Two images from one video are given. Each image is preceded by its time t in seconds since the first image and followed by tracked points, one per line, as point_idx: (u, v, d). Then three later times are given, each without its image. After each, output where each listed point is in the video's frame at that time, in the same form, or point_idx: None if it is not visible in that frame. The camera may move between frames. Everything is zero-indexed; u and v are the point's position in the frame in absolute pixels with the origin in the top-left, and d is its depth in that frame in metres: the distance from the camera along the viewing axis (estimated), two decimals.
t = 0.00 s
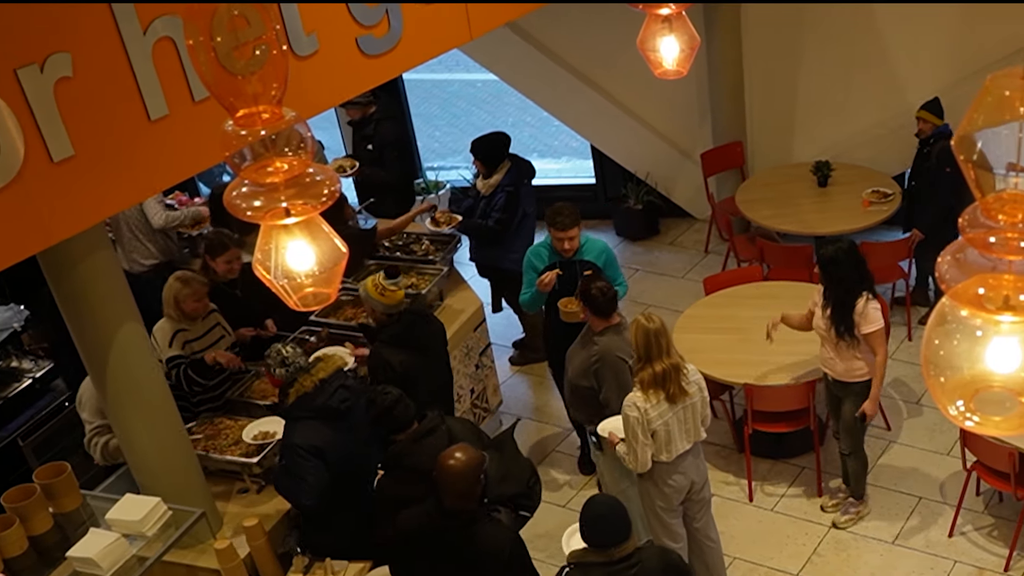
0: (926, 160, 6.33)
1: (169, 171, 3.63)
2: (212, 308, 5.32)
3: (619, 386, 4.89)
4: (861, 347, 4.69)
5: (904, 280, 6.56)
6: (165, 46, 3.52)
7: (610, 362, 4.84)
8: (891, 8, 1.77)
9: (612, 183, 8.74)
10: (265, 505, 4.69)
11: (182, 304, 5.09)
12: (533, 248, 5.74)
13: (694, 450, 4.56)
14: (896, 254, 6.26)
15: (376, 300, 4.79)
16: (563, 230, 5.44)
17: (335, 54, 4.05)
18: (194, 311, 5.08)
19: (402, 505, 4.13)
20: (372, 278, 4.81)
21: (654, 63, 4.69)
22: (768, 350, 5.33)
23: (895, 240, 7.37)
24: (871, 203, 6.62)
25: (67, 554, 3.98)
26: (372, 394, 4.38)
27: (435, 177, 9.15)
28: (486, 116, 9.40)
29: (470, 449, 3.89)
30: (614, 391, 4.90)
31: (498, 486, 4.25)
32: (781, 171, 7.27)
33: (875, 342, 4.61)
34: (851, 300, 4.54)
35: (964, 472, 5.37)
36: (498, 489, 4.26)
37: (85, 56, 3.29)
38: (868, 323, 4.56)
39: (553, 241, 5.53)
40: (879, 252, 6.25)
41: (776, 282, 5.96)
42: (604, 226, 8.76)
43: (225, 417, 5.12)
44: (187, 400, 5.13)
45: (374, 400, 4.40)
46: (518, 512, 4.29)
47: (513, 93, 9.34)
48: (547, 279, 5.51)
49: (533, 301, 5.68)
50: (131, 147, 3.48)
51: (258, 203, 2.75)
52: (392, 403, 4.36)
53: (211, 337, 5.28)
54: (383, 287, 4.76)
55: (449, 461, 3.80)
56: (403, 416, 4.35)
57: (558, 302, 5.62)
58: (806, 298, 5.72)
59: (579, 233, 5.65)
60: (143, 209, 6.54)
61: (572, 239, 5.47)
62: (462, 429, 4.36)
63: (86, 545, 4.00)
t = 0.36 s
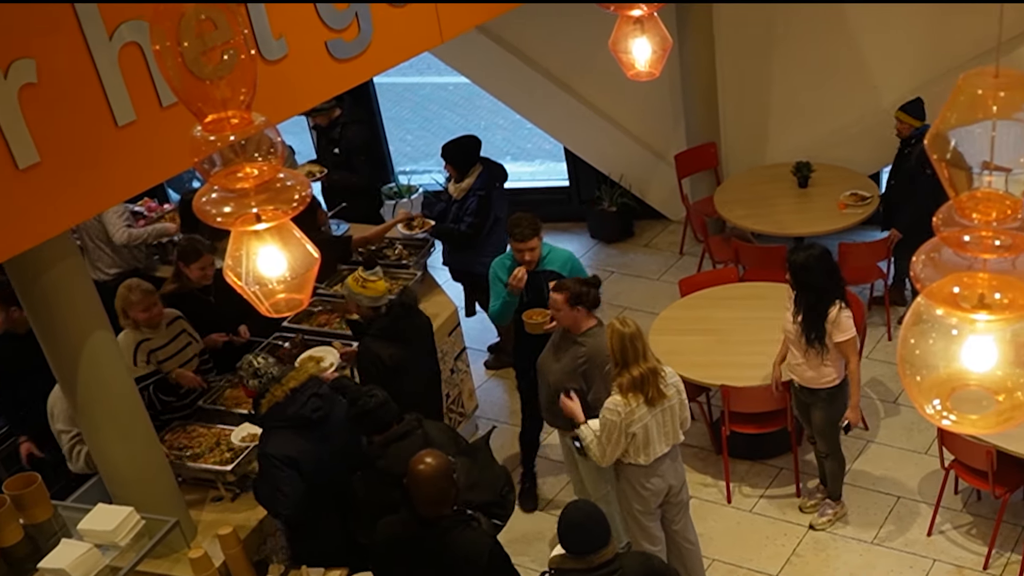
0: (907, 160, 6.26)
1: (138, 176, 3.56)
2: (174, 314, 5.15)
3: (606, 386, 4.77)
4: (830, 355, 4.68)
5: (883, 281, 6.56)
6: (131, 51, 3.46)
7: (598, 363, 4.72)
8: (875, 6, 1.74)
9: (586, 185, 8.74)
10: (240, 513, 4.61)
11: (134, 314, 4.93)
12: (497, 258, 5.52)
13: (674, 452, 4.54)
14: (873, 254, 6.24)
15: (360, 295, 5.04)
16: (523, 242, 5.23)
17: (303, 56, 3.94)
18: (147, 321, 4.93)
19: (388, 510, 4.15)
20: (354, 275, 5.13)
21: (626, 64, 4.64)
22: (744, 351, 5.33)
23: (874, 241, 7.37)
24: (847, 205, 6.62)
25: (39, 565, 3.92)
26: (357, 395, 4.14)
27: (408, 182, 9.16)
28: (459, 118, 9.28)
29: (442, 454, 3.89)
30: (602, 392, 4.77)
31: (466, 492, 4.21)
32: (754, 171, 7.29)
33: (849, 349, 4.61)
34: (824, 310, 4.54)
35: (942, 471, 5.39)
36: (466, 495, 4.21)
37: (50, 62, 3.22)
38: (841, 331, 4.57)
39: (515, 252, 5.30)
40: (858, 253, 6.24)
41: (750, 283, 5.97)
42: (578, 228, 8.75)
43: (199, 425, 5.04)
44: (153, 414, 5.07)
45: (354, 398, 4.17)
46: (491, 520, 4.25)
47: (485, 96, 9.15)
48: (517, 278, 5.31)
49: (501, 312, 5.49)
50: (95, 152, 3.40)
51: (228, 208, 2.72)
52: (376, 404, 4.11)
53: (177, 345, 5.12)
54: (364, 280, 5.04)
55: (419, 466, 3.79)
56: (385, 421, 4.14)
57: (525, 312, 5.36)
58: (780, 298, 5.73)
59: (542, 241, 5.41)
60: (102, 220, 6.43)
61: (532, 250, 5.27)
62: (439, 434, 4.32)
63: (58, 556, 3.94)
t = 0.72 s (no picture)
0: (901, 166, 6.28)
1: (118, 181, 3.52)
2: (145, 322, 5.06)
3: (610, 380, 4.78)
4: (817, 359, 4.71)
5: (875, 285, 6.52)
6: (110, 55, 3.42)
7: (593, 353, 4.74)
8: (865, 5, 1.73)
9: (569, 187, 8.73)
10: (223, 520, 4.57)
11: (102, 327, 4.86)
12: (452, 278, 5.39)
13: (661, 460, 4.53)
14: (864, 257, 6.26)
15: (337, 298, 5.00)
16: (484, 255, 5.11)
17: (283, 59, 3.88)
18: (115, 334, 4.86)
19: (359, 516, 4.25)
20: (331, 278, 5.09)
21: (608, 66, 4.64)
22: (729, 352, 5.33)
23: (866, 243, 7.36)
24: (837, 209, 6.57)
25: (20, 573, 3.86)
26: (355, 392, 4.27)
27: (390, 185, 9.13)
28: (441, 121, 9.25)
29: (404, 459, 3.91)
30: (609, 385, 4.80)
31: (448, 494, 4.15)
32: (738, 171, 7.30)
33: (834, 355, 4.63)
34: (812, 314, 4.53)
35: (927, 470, 5.41)
36: (448, 498, 4.15)
37: (27, 67, 3.18)
38: (829, 336, 4.59)
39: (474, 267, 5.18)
40: (847, 255, 6.25)
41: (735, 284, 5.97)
42: (562, 230, 8.75)
43: (183, 430, 4.98)
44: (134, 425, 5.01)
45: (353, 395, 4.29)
46: (474, 524, 4.21)
47: (467, 99, 9.19)
48: (483, 290, 5.15)
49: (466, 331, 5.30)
50: (73, 157, 3.36)
51: (209, 213, 2.72)
52: (374, 402, 4.24)
53: (149, 352, 5.05)
54: (340, 283, 5.00)
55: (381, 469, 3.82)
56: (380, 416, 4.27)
57: (492, 324, 5.29)
58: (764, 298, 5.74)
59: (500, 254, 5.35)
60: (73, 227, 6.34)
61: (492, 262, 5.15)
62: (431, 434, 4.38)
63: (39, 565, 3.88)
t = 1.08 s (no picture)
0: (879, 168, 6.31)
1: (88, 188, 3.46)
2: (115, 329, 5.03)
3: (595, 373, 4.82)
4: (796, 362, 4.72)
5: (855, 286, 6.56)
6: (78, 60, 3.35)
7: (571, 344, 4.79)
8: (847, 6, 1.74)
9: (544, 191, 8.71)
10: (199, 529, 4.51)
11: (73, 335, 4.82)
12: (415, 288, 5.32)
13: (639, 463, 4.51)
14: (844, 258, 6.30)
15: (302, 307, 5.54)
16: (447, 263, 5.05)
17: (252, 69, 3.84)
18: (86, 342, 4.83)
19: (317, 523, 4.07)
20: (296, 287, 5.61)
21: (582, 67, 4.62)
22: (707, 353, 5.34)
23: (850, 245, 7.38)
24: (822, 211, 6.58)
25: None
26: (342, 389, 4.25)
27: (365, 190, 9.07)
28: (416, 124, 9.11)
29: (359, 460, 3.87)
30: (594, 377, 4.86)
31: (426, 490, 4.10)
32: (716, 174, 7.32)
33: (812, 357, 4.64)
34: (791, 318, 4.54)
35: (907, 470, 5.43)
36: (428, 493, 4.10)
37: None
38: (807, 339, 4.60)
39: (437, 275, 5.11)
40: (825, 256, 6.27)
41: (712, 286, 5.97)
42: (538, 233, 8.73)
43: (158, 439, 4.88)
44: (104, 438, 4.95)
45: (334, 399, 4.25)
46: (453, 523, 4.16)
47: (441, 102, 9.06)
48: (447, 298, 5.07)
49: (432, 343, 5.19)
50: (40, 164, 3.30)
51: (180, 219, 2.70)
52: (360, 400, 4.22)
53: (117, 362, 5.00)
54: (305, 294, 5.50)
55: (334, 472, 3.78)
56: (359, 414, 4.25)
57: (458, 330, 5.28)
58: (740, 299, 5.75)
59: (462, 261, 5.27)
60: (39, 237, 6.26)
61: (455, 269, 5.08)
62: (416, 432, 4.27)
63: None
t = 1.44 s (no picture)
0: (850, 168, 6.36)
1: (50, 197, 3.38)
2: (77, 340, 4.89)
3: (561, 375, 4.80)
4: (769, 363, 4.72)
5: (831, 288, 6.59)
6: (37, 67, 3.27)
7: (535, 342, 4.78)
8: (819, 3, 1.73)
9: (514, 195, 8.67)
10: (170, 540, 4.43)
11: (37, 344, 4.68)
12: (388, 292, 5.29)
13: (614, 465, 4.49)
14: (818, 259, 6.33)
15: (278, 308, 4.93)
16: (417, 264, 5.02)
17: (217, 70, 3.81)
18: (50, 351, 4.70)
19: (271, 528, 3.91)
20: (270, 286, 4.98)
21: (549, 70, 4.59)
22: (678, 355, 5.34)
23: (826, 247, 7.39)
24: (801, 213, 6.58)
25: None
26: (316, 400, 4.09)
27: (332, 196, 8.93)
28: (381, 129, 9.23)
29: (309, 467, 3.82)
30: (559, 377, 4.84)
31: (402, 499, 4.05)
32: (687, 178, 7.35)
33: (786, 360, 4.66)
34: (764, 319, 4.54)
35: (881, 470, 5.45)
36: (402, 503, 4.05)
37: None
38: (781, 341, 4.61)
39: (409, 277, 5.08)
40: (799, 258, 6.29)
41: (683, 289, 5.97)
42: (508, 238, 8.70)
43: (126, 450, 4.80)
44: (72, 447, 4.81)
45: (308, 404, 4.10)
46: (429, 531, 4.17)
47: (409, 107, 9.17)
48: (416, 304, 5.02)
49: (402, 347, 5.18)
50: None
51: (144, 228, 2.70)
52: (332, 411, 4.07)
53: (81, 373, 4.84)
54: (281, 292, 4.90)
55: (286, 478, 3.72)
56: (331, 425, 4.07)
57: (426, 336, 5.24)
58: (711, 300, 5.75)
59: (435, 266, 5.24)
60: None
61: (426, 270, 5.05)
62: (390, 441, 4.22)
63: None
